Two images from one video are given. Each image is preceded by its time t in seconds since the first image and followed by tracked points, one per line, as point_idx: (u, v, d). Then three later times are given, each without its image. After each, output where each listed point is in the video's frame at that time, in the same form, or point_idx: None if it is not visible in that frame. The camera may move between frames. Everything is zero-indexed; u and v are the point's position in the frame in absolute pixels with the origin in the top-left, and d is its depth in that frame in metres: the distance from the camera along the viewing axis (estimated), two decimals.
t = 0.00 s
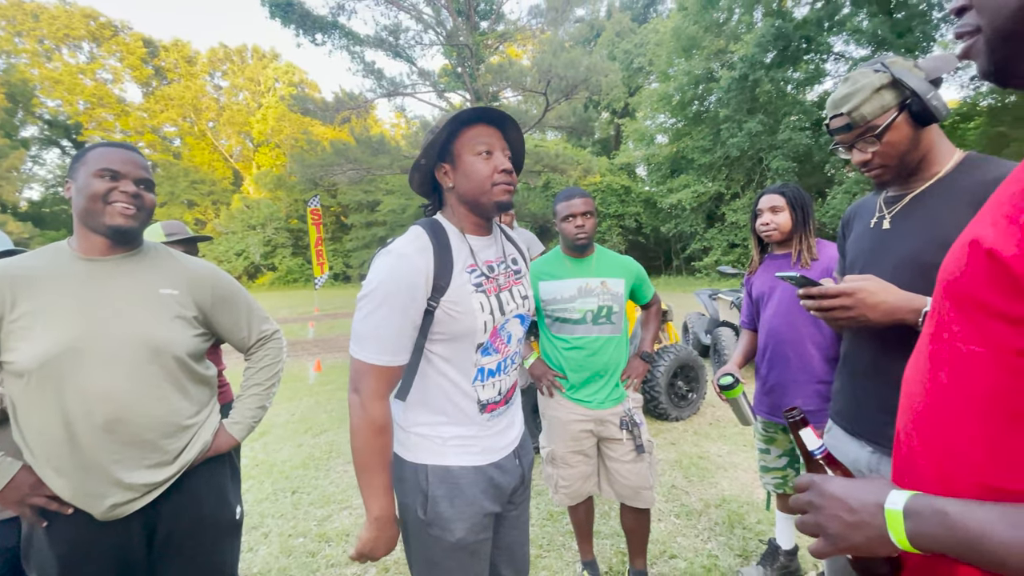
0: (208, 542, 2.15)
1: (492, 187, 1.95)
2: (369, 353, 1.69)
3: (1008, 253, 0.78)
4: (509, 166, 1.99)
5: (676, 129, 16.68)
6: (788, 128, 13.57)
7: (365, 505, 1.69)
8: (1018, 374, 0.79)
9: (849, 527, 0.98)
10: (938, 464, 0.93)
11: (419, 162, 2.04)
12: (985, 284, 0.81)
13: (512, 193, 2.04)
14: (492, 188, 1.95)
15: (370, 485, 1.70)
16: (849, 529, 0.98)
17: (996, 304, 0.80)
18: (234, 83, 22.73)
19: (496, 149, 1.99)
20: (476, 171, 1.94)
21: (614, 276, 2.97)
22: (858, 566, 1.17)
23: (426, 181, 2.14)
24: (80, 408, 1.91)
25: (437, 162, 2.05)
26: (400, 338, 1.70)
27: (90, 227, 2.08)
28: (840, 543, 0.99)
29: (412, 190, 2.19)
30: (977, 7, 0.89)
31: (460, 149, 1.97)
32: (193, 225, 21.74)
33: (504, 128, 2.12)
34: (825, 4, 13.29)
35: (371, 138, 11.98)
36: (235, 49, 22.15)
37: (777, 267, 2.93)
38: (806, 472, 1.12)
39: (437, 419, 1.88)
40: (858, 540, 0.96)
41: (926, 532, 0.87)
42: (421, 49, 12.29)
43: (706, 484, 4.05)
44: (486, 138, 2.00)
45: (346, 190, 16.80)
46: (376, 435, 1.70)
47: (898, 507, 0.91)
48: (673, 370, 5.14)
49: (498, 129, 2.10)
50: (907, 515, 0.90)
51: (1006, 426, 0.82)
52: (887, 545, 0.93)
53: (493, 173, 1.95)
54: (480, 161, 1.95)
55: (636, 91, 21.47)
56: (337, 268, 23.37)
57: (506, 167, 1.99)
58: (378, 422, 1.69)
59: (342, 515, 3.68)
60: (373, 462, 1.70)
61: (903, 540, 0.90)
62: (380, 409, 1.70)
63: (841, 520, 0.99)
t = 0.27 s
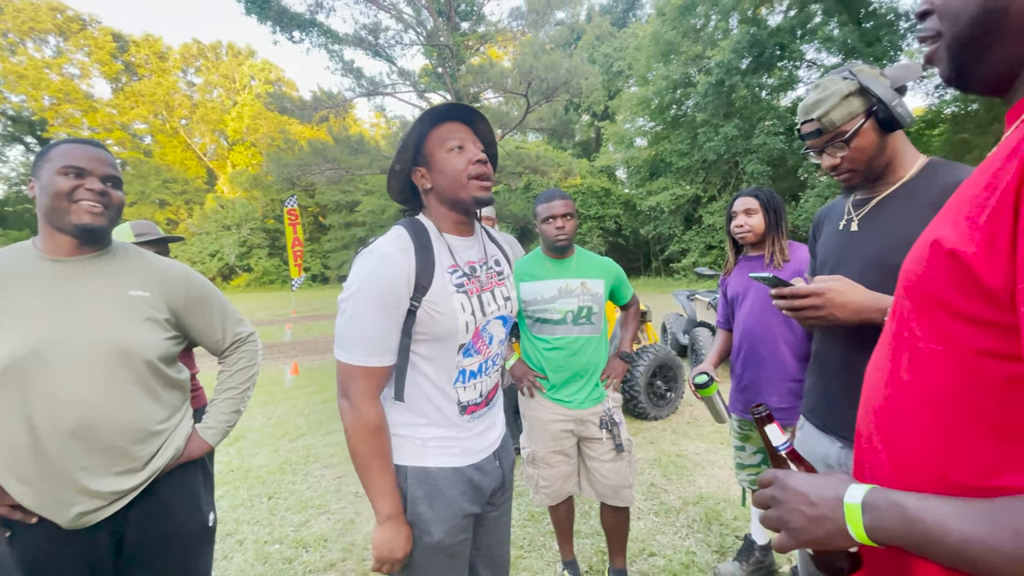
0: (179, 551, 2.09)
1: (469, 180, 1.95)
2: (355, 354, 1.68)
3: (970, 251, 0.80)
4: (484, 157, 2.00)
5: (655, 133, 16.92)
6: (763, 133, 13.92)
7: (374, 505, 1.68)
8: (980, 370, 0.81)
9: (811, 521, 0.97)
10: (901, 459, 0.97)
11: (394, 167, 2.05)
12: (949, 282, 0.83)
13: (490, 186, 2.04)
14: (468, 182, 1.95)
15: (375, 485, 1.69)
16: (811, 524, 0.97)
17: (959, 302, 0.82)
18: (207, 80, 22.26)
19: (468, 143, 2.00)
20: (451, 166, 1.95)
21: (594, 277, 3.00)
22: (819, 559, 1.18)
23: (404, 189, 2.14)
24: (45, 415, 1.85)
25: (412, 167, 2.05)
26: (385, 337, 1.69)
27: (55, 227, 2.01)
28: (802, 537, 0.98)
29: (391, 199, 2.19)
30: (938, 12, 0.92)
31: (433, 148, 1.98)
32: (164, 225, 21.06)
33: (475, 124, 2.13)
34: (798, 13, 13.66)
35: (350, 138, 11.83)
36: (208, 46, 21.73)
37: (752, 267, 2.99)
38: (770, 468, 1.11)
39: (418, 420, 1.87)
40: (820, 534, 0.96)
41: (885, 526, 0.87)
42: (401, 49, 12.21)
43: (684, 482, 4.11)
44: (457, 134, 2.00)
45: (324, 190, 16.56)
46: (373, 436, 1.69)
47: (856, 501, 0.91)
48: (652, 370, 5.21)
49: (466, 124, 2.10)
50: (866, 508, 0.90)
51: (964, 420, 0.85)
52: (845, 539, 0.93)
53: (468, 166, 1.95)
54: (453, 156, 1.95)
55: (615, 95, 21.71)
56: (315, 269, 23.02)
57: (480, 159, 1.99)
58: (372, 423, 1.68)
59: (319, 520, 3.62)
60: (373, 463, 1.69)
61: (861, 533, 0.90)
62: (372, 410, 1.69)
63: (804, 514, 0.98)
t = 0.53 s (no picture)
0: (150, 559, 2.03)
1: (446, 179, 1.95)
2: (336, 356, 1.67)
3: (929, 257, 0.80)
4: (461, 157, 2.00)
5: (635, 136, 17.14)
6: (739, 137, 14.24)
7: (360, 511, 1.66)
8: (938, 372, 0.83)
9: (778, 525, 0.93)
10: (863, 460, 0.97)
11: (372, 168, 2.05)
12: (909, 288, 0.84)
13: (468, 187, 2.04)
14: (447, 181, 1.95)
15: (360, 488, 1.68)
16: (778, 527, 0.93)
17: (920, 306, 0.83)
18: (180, 76, 21.59)
19: (445, 143, 2.00)
20: (427, 167, 1.95)
21: (575, 278, 3.02)
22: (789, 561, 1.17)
23: (385, 190, 2.14)
24: (10, 421, 1.81)
25: (391, 168, 2.05)
26: (365, 338, 1.69)
27: (22, 228, 1.95)
28: (770, 542, 0.94)
29: (372, 201, 2.19)
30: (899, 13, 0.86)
31: (410, 149, 1.98)
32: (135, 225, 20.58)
33: (451, 123, 2.13)
34: (773, 20, 13.98)
35: (329, 138, 11.68)
36: (181, 41, 21.12)
37: (727, 269, 3.06)
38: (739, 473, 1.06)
39: (400, 423, 1.86)
40: (786, 539, 0.91)
41: (849, 529, 0.82)
42: (381, 48, 12.12)
43: (663, 481, 4.17)
44: (435, 135, 2.00)
45: (301, 189, 16.31)
46: (356, 438, 1.68)
47: (824, 503, 0.86)
48: (632, 371, 5.27)
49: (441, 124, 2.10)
50: (832, 510, 0.85)
51: (922, 422, 0.86)
52: (813, 543, 0.88)
53: (445, 166, 1.95)
54: (431, 156, 1.95)
55: (596, 98, 21.93)
56: (292, 270, 22.67)
57: (457, 159, 1.99)
58: (354, 425, 1.66)
59: (297, 526, 3.55)
60: (359, 464, 1.68)
61: (828, 537, 0.85)
62: (354, 413, 1.67)
63: (771, 518, 0.94)
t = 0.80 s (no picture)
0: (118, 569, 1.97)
1: (425, 182, 1.94)
2: (314, 360, 1.65)
3: (889, 261, 0.80)
4: (440, 159, 1.99)
5: (615, 139, 17.31)
6: (717, 142, 14.52)
7: (339, 515, 1.63)
8: (897, 373, 0.83)
9: (743, 528, 0.92)
10: (825, 456, 0.99)
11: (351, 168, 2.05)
12: (871, 291, 0.84)
13: (448, 189, 2.03)
14: (426, 183, 1.94)
15: (340, 494, 1.65)
16: (743, 530, 0.92)
17: (880, 309, 0.83)
18: (153, 72, 20.93)
19: (425, 146, 1.99)
20: (406, 169, 1.94)
21: (556, 280, 3.04)
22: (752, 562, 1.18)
23: (364, 190, 2.13)
24: None
25: (370, 168, 2.04)
26: (344, 341, 1.67)
27: None
28: (735, 544, 0.93)
29: (350, 201, 2.19)
30: (868, 24, 0.86)
31: (388, 150, 1.97)
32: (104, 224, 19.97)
33: (433, 126, 2.13)
34: (749, 28, 14.26)
35: (307, 136, 11.48)
36: (154, 35, 20.52)
37: (704, 271, 3.13)
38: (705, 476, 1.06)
39: (382, 425, 1.85)
40: (750, 541, 0.91)
41: (811, 532, 0.82)
42: (361, 47, 11.99)
43: (643, 480, 4.22)
44: (416, 136, 2.00)
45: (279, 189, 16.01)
46: (334, 442, 1.65)
47: (786, 507, 0.86)
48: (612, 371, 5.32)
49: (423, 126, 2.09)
50: (797, 514, 0.85)
51: (880, 421, 0.88)
52: (776, 546, 0.88)
53: (424, 169, 1.94)
54: (409, 158, 1.94)
55: (577, 101, 22.11)
56: (269, 271, 22.24)
57: (437, 162, 1.98)
58: (333, 428, 1.64)
59: (273, 532, 3.49)
60: (338, 468, 1.65)
61: (791, 539, 0.86)
62: (333, 416, 1.66)
63: (737, 521, 0.93)
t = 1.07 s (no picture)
0: None
1: (406, 187, 1.93)
2: (294, 363, 1.63)
3: (848, 267, 0.76)
4: (423, 166, 1.99)
5: (596, 142, 17.46)
6: (695, 146, 14.79)
7: (325, 519, 1.62)
8: (853, 379, 0.79)
9: (698, 524, 0.91)
10: (780, 459, 0.95)
11: (331, 166, 2.03)
12: (830, 296, 0.79)
13: (429, 195, 2.03)
14: (407, 189, 1.93)
15: (324, 497, 1.63)
16: (699, 526, 0.91)
17: (838, 313, 0.79)
18: (124, 67, 20.34)
19: (409, 152, 1.98)
20: (387, 173, 1.93)
21: (537, 282, 3.05)
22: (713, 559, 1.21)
23: (343, 190, 2.12)
24: None
25: (350, 167, 2.03)
26: (324, 343, 1.65)
27: None
28: (690, 538, 0.93)
29: (329, 197, 2.17)
30: (836, 25, 0.84)
31: (370, 152, 1.96)
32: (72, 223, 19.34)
33: (418, 130, 2.12)
34: (727, 34, 14.49)
35: (285, 135, 11.30)
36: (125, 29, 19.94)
37: (682, 273, 3.18)
38: (663, 470, 1.05)
39: (364, 427, 1.83)
40: (706, 537, 0.90)
41: (765, 531, 0.82)
42: (341, 46, 11.86)
43: (623, 480, 4.26)
44: (399, 141, 1.99)
45: (256, 188, 15.71)
46: (318, 446, 1.63)
47: (742, 504, 0.86)
48: (593, 372, 5.36)
49: (409, 130, 2.09)
50: (750, 511, 0.84)
51: (835, 427, 0.84)
52: (730, 542, 0.88)
53: (405, 175, 1.94)
54: (392, 163, 1.94)
55: (559, 103, 22.26)
56: (246, 272, 21.78)
57: (420, 168, 1.98)
58: (315, 431, 1.62)
59: (249, 539, 3.41)
60: (322, 471, 1.63)
61: (744, 535, 0.85)
62: (314, 418, 1.63)
63: (692, 516, 0.92)
